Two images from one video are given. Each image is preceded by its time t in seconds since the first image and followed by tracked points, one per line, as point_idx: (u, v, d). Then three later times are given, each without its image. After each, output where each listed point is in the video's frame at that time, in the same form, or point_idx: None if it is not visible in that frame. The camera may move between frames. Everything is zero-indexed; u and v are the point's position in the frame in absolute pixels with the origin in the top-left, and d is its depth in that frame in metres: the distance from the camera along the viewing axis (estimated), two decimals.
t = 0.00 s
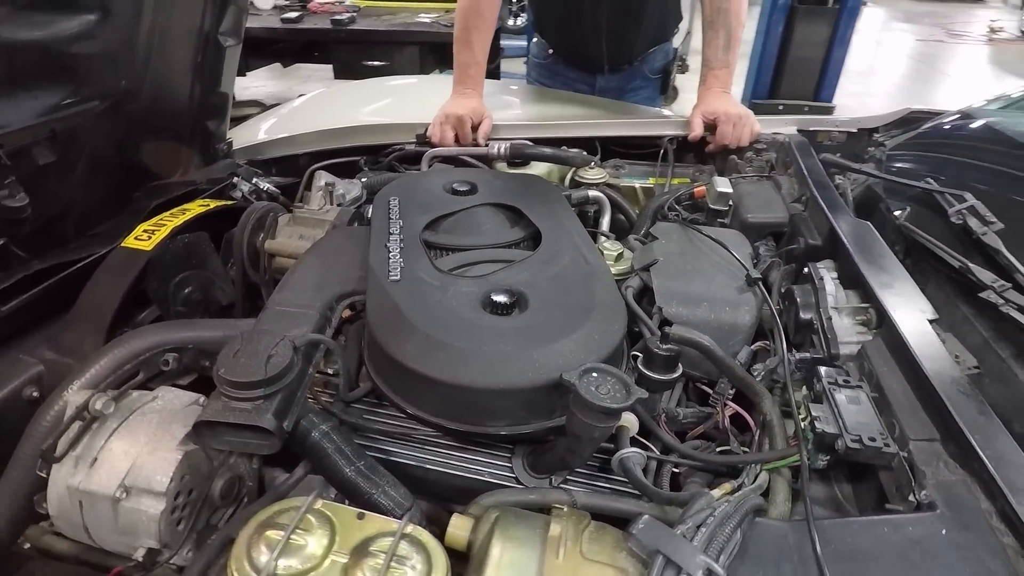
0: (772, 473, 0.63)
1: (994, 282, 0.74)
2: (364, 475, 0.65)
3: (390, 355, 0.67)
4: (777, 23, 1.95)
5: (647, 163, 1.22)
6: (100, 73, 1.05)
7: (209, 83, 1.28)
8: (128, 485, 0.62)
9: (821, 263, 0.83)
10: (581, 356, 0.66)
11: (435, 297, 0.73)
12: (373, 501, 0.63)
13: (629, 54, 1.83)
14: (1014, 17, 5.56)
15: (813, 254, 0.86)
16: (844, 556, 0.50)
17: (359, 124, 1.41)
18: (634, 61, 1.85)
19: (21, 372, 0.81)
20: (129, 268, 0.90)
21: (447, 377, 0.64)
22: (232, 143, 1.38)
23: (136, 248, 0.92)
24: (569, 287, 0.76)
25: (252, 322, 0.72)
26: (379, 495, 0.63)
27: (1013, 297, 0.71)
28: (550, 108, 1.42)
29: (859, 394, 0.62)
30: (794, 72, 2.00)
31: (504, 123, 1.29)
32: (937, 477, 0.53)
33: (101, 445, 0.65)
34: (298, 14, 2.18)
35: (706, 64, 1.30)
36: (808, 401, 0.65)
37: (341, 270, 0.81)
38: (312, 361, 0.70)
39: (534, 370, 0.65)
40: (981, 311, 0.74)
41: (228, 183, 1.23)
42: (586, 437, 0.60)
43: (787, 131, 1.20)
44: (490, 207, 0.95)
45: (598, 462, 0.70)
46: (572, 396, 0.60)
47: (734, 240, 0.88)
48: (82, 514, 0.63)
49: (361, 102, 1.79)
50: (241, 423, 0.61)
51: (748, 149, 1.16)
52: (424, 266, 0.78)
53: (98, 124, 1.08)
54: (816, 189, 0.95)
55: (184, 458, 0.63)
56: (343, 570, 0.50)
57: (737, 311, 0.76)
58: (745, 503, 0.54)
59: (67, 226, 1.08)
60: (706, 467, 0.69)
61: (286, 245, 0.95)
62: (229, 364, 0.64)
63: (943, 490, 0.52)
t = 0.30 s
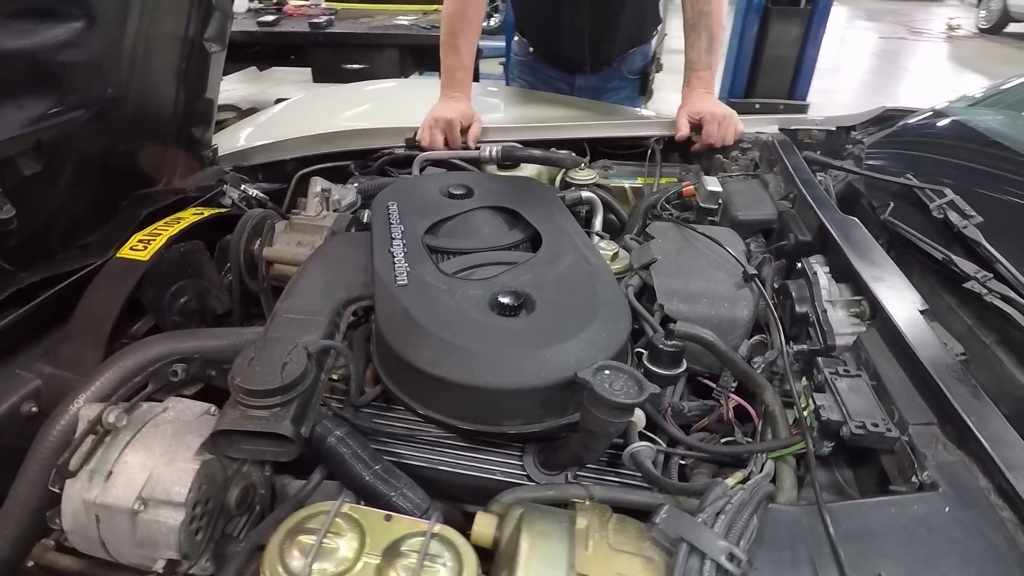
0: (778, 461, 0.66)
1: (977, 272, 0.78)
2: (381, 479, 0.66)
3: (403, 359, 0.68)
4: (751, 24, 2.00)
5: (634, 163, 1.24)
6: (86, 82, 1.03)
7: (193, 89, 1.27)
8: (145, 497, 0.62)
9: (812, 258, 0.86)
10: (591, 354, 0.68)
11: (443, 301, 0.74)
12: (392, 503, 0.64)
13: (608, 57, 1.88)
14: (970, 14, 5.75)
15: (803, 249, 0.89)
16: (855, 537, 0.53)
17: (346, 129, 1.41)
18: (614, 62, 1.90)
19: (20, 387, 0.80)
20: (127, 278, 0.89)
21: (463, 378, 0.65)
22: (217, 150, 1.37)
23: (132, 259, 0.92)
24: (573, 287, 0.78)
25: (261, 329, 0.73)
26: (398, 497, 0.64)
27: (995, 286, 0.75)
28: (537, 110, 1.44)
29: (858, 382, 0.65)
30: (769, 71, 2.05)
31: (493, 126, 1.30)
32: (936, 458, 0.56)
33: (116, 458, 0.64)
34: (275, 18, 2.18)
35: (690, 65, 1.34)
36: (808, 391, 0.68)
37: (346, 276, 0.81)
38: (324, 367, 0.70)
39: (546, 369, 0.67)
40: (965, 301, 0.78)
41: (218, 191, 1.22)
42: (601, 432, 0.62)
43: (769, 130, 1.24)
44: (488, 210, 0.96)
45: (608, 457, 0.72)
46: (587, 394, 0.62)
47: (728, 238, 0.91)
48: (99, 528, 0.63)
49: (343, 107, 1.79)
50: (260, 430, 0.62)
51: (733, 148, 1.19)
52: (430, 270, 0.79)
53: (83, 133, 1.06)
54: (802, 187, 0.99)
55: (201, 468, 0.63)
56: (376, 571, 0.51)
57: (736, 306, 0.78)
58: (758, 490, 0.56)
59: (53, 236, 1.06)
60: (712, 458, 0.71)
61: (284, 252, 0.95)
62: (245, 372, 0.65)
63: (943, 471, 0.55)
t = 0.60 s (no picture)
0: (783, 452, 0.68)
1: (962, 265, 0.81)
2: (399, 481, 0.66)
3: (417, 363, 0.69)
4: (730, 24, 2.05)
5: (624, 163, 1.26)
6: (75, 90, 1.02)
7: (181, 95, 1.25)
8: (164, 508, 0.62)
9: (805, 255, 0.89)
10: (601, 353, 0.70)
11: (452, 304, 0.75)
12: (411, 505, 0.65)
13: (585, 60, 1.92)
14: (933, 12, 5.90)
15: (795, 246, 0.92)
16: (865, 521, 0.55)
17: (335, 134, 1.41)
18: (594, 64, 1.94)
19: (20, 402, 0.79)
20: (126, 289, 0.89)
21: (478, 380, 0.67)
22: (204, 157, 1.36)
23: (130, 269, 0.91)
24: (578, 287, 0.80)
25: (272, 337, 0.73)
26: (417, 498, 0.65)
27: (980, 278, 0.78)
28: (524, 112, 1.45)
29: (857, 373, 0.68)
30: (747, 70, 2.09)
31: (484, 129, 1.32)
32: (936, 444, 0.59)
33: (132, 470, 0.64)
34: (255, 21, 2.18)
35: (677, 67, 1.38)
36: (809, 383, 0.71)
37: (352, 281, 0.82)
38: (336, 372, 0.71)
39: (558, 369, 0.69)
40: (952, 293, 0.81)
41: (209, 199, 1.21)
42: (615, 429, 0.64)
43: (755, 130, 1.27)
44: (487, 213, 0.97)
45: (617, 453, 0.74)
46: (600, 392, 0.64)
47: (723, 237, 0.93)
48: (116, 541, 0.63)
49: (327, 111, 1.79)
50: (278, 437, 0.62)
51: (721, 147, 1.22)
52: (436, 274, 0.80)
53: (71, 141, 1.04)
54: (791, 185, 1.02)
55: (220, 476, 0.63)
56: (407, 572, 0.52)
57: (735, 303, 0.81)
58: (770, 479, 0.58)
59: (40, 247, 1.04)
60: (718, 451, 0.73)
61: (284, 258, 0.96)
62: (262, 380, 0.65)
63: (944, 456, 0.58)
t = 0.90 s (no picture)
0: (786, 439, 0.71)
1: (947, 256, 0.85)
2: (417, 479, 0.68)
3: (432, 362, 0.70)
4: (710, 24, 2.10)
5: (615, 164, 1.29)
6: (67, 96, 1.01)
7: (171, 101, 1.25)
8: (186, 512, 0.63)
9: (797, 250, 0.92)
10: (610, 349, 0.72)
11: (461, 304, 0.77)
12: (430, 501, 0.67)
13: (559, 63, 1.96)
14: (899, 11, 6.05)
15: (787, 242, 0.96)
16: (870, 500, 0.58)
17: (327, 138, 1.42)
18: (565, 67, 1.98)
19: (25, 412, 0.79)
20: (129, 296, 0.89)
21: (492, 378, 0.68)
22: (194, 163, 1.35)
23: (131, 276, 0.91)
24: (583, 286, 0.82)
25: (284, 341, 0.74)
26: (435, 495, 0.67)
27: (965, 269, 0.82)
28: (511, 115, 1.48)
29: (855, 362, 0.71)
30: (726, 70, 2.14)
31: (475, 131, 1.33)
32: (931, 427, 0.62)
33: (151, 476, 0.65)
34: (236, 24, 2.19)
35: (664, 69, 1.42)
36: (811, 373, 0.74)
37: (359, 284, 0.83)
38: (351, 375, 0.72)
39: (569, 365, 0.71)
40: (938, 283, 0.85)
41: (203, 205, 1.20)
42: (627, 421, 0.66)
43: (741, 129, 1.31)
44: (488, 215, 0.99)
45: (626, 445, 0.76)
46: (613, 386, 0.66)
47: (717, 233, 0.96)
48: (138, 546, 0.63)
49: (311, 116, 1.79)
50: (300, 438, 0.63)
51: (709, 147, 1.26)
52: (443, 276, 0.82)
53: (63, 149, 1.03)
54: (780, 183, 1.05)
55: (241, 480, 0.64)
56: (438, 565, 0.53)
57: (733, 297, 0.83)
58: (778, 465, 0.61)
59: (31, 256, 1.03)
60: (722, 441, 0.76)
61: (284, 264, 0.96)
62: (280, 384, 0.66)
63: (940, 437, 0.61)
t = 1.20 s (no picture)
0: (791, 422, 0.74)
1: (936, 245, 0.89)
2: (437, 471, 0.69)
3: (448, 357, 0.72)
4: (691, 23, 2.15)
5: (609, 161, 1.31)
6: (62, 99, 1.00)
7: (163, 103, 1.24)
8: (212, 509, 0.63)
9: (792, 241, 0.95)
10: (621, 340, 0.74)
11: (473, 299, 0.78)
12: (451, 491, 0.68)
13: (535, 63, 1.98)
14: (869, 9, 6.19)
15: (782, 234, 0.99)
16: (877, 476, 0.61)
17: (321, 141, 1.42)
18: (540, 69, 2.01)
19: (33, 418, 0.78)
20: (136, 299, 0.89)
21: (509, 371, 0.70)
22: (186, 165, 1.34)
23: (136, 279, 0.91)
24: (590, 279, 0.84)
25: (300, 339, 0.75)
26: (457, 485, 0.68)
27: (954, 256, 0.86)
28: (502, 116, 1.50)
29: (854, 347, 0.74)
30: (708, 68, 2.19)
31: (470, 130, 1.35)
32: (931, 405, 0.66)
33: (175, 475, 0.65)
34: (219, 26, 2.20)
35: (654, 68, 1.45)
36: (813, 359, 0.77)
37: (370, 282, 0.84)
38: (368, 370, 0.73)
39: (582, 356, 0.72)
40: (928, 270, 0.89)
41: (201, 207, 1.19)
42: (642, 408, 0.68)
43: (730, 126, 1.34)
44: (490, 212, 1.00)
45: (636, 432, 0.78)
46: (627, 374, 0.68)
47: (715, 227, 0.99)
48: (164, 544, 0.64)
49: (298, 118, 1.79)
50: (324, 433, 0.64)
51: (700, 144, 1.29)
52: (453, 272, 0.83)
53: (58, 153, 1.02)
54: (772, 176, 1.08)
55: (265, 476, 0.65)
56: (470, 549, 0.55)
57: (734, 288, 0.86)
58: (788, 446, 0.64)
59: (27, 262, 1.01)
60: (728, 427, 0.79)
61: (289, 264, 0.97)
62: (301, 380, 0.67)
63: (940, 415, 0.64)
